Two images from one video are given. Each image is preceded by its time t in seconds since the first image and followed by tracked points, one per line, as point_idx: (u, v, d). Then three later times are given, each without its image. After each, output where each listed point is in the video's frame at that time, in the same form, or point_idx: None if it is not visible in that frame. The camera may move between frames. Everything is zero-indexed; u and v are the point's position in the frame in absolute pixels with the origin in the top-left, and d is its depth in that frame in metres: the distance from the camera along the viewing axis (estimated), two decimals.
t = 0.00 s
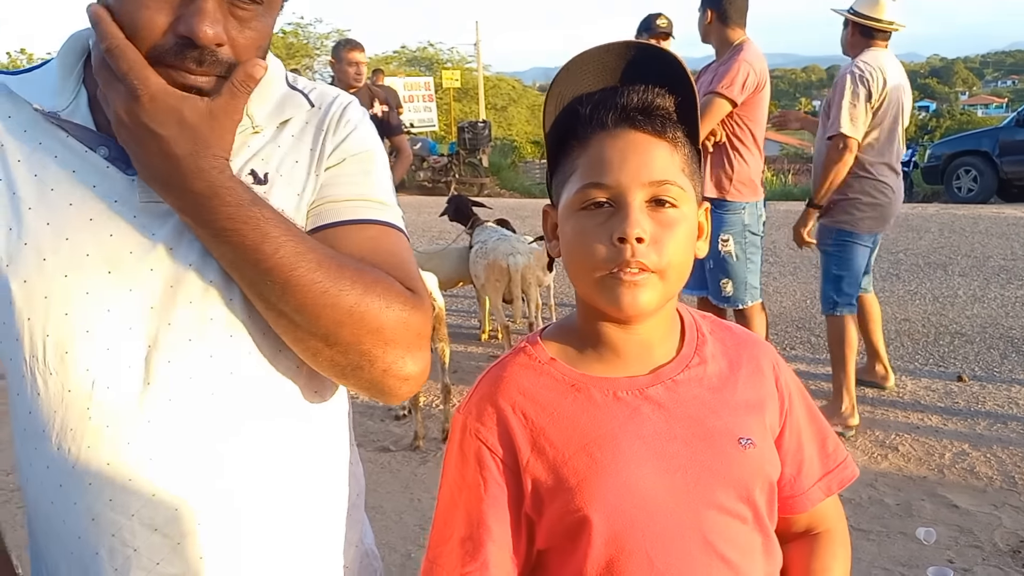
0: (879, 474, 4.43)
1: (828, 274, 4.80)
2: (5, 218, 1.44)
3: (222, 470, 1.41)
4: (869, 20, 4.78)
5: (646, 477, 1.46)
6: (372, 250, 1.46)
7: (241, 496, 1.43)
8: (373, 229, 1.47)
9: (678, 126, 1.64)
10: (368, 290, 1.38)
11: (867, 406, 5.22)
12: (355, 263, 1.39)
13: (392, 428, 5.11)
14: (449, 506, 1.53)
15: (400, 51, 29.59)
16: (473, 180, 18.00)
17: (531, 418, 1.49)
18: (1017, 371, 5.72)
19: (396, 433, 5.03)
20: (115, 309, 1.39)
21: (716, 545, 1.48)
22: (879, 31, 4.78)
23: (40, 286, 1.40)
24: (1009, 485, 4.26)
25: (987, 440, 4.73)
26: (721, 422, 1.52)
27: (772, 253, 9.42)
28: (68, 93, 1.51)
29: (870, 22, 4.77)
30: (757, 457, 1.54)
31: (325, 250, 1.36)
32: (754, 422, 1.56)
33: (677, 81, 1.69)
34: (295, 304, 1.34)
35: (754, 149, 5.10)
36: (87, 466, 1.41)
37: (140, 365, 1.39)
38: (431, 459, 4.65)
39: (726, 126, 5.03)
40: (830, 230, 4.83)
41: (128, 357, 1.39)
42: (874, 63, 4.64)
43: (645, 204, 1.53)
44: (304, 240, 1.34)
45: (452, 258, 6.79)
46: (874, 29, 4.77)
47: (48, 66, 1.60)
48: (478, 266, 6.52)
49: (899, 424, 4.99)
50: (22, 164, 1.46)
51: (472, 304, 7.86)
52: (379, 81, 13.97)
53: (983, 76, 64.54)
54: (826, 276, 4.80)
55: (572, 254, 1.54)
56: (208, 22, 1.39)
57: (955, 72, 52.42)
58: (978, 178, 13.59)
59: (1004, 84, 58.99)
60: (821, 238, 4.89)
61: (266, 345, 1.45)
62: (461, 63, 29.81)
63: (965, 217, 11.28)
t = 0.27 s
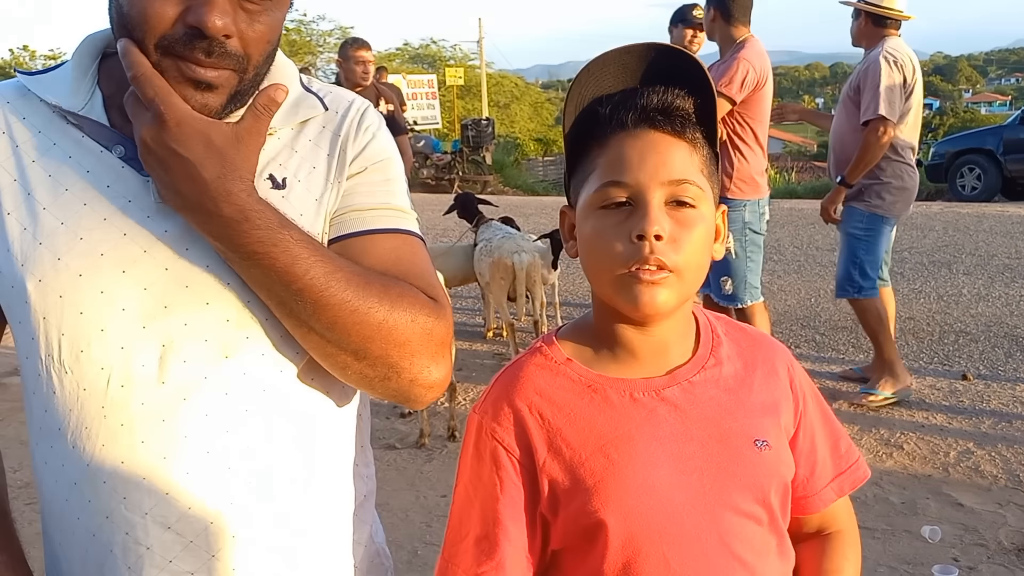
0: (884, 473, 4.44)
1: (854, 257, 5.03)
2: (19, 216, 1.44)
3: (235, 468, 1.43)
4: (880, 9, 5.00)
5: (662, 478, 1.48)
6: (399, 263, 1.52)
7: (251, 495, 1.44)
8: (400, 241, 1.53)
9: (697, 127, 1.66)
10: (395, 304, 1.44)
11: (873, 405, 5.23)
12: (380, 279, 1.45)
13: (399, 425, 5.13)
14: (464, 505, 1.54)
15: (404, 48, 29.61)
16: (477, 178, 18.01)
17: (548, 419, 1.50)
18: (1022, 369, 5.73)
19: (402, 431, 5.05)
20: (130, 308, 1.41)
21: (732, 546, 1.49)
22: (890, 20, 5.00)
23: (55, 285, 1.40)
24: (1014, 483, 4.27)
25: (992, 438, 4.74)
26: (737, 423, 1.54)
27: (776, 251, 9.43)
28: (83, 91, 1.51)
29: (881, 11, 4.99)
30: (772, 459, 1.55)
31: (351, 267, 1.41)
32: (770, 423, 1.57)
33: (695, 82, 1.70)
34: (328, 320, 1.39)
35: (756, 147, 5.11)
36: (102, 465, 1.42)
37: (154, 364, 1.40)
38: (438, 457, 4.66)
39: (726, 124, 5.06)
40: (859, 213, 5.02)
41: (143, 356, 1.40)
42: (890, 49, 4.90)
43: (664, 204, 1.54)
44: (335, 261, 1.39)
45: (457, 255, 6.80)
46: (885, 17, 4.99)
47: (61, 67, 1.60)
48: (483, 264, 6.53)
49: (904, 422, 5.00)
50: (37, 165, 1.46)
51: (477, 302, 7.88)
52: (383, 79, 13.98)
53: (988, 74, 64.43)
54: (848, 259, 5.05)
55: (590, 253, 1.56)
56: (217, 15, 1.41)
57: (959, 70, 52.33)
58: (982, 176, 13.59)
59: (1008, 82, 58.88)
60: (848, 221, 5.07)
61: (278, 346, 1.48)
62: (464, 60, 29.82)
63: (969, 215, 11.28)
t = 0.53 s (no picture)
0: (891, 491, 4.44)
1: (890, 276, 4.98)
2: (32, 240, 1.46)
3: (246, 489, 1.45)
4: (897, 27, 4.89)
5: (672, 497, 1.49)
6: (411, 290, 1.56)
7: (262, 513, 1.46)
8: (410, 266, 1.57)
9: (716, 160, 1.68)
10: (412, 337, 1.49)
11: (880, 422, 5.22)
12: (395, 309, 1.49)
13: (405, 442, 5.14)
14: (473, 524, 1.55)
15: (411, 64, 29.74)
16: (483, 194, 18.04)
17: (559, 438, 1.51)
18: None
19: (409, 448, 5.05)
20: (143, 329, 1.42)
21: (741, 565, 1.50)
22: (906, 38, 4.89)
23: (69, 307, 1.42)
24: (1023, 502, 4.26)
25: (1000, 457, 4.73)
26: (747, 444, 1.55)
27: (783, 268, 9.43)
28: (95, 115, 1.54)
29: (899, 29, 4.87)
30: (782, 478, 1.56)
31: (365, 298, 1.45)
32: (779, 444, 1.58)
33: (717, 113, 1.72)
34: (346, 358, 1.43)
35: (756, 164, 5.11)
36: (117, 485, 1.44)
37: (167, 385, 1.42)
38: (444, 474, 4.67)
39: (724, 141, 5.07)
40: (888, 235, 4.94)
41: (156, 377, 1.42)
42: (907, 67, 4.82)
43: (679, 238, 1.57)
44: (349, 294, 1.43)
45: (464, 272, 6.82)
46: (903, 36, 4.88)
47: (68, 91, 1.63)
48: (490, 281, 6.54)
49: (912, 440, 4.99)
50: (49, 189, 1.48)
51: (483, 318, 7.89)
52: (390, 95, 14.06)
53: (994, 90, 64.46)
54: (880, 279, 5.02)
55: (603, 279, 1.58)
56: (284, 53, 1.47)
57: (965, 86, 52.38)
58: (989, 193, 13.57)
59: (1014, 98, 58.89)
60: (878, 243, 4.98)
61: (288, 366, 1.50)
62: (471, 77, 29.94)
63: (976, 232, 11.27)
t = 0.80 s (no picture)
0: (904, 528, 4.39)
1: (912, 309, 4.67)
2: (49, 282, 1.47)
3: (262, 527, 1.45)
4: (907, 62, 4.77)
5: (689, 537, 1.49)
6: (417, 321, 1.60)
7: (278, 549, 1.47)
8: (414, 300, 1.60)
9: (725, 192, 1.70)
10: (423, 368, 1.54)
11: (891, 458, 5.18)
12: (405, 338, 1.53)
13: (413, 478, 5.11)
14: (488, 561, 1.54)
15: (419, 100, 30.00)
16: (491, 228, 18.10)
17: (576, 476, 1.51)
18: None
19: (417, 484, 5.03)
20: (161, 369, 1.43)
21: None
22: (917, 73, 4.77)
23: (87, 348, 1.43)
24: None
25: (1013, 494, 4.69)
26: (764, 483, 1.55)
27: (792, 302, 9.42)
28: (111, 158, 1.57)
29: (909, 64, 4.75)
30: (798, 518, 1.56)
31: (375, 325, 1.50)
32: (795, 483, 1.58)
33: (726, 145, 1.75)
34: (359, 388, 1.46)
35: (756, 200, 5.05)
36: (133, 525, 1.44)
37: (184, 423, 1.44)
38: (452, 511, 4.64)
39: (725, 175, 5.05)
40: (909, 269, 4.66)
41: (175, 416, 1.43)
42: (920, 100, 4.63)
43: (692, 268, 1.57)
44: (360, 322, 1.47)
45: (473, 306, 6.82)
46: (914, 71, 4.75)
47: (83, 135, 1.65)
48: (498, 315, 6.53)
49: (923, 476, 4.95)
50: (66, 232, 1.50)
51: (491, 353, 7.88)
52: (399, 130, 14.17)
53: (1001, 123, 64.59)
54: (902, 312, 4.71)
55: (617, 317, 1.58)
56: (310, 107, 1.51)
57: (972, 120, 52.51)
58: (998, 227, 13.54)
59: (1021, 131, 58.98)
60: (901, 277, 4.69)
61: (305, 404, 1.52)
62: (480, 111, 30.17)
63: (986, 266, 11.24)
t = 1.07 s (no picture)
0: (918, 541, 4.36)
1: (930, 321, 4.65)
2: (68, 296, 1.48)
3: (274, 539, 1.46)
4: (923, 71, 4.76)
5: (719, 550, 1.49)
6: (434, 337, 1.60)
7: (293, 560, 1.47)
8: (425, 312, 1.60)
9: (763, 199, 1.69)
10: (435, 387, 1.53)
11: (905, 470, 5.15)
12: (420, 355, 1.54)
13: (425, 490, 5.10)
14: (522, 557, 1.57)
15: (431, 111, 30.09)
16: (503, 239, 18.12)
17: (610, 480, 1.53)
18: None
19: (429, 496, 5.03)
20: (175, 384, 1.44)
21: None
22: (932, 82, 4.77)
23: (103, 361, 1.43)
24: None
25: None
26: (800, 500, 1.53)
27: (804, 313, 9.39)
28: (126, 176, 1.59)
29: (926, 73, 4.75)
30: (836, 539, 1.53)
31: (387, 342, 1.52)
32: (835, 503, 1.56)
33: (760, 151, 1.74)
34: (374, 406, 1.49)
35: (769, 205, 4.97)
36: (144, 537, 1.43)
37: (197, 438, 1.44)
38: (464, 523, 4.62)
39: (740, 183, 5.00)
40: (925, 279, 4.64)
41: (189, 429, 1.43)
42: (934, 111, 4.60)
43: (733, 276, 1.56)
44: (372, 339, 1.50)
45: (484, 317, 6.82)
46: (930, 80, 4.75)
47: (100, 150, 1.67)
48: (509, 326, 6.52)
49: (938, 488, 4.91)
50: (84, 248, 1.51)
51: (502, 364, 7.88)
52: (411, 142, 14.21)
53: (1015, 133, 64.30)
54: (919, 324, 4.68)
55: (656, 328, 1.58)
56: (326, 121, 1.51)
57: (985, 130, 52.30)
58: (1012, 237, 13.47)
59: None
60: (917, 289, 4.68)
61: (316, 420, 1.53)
62: (491, 123, 30.25)
63: (1000, 277, 11.17)
